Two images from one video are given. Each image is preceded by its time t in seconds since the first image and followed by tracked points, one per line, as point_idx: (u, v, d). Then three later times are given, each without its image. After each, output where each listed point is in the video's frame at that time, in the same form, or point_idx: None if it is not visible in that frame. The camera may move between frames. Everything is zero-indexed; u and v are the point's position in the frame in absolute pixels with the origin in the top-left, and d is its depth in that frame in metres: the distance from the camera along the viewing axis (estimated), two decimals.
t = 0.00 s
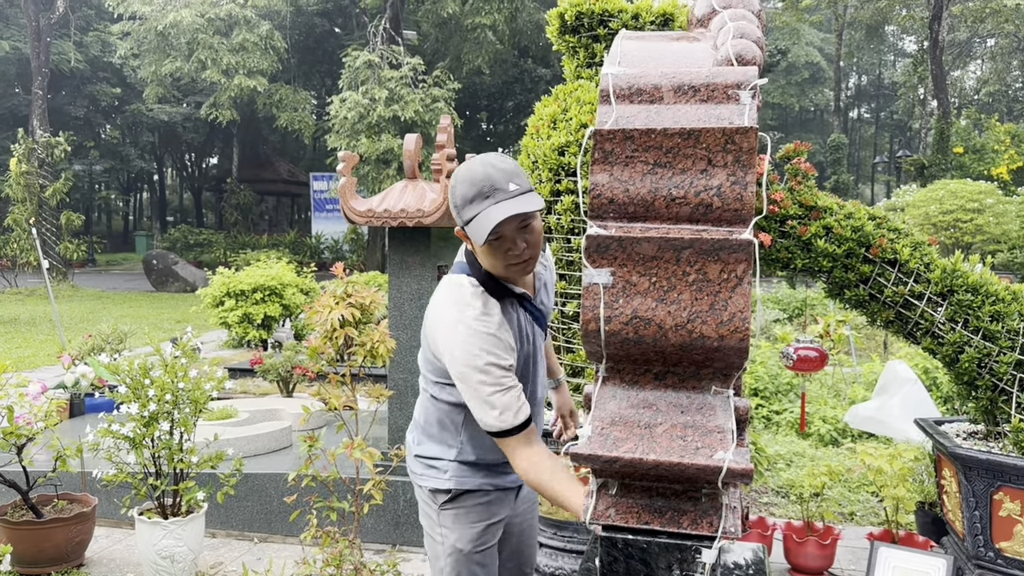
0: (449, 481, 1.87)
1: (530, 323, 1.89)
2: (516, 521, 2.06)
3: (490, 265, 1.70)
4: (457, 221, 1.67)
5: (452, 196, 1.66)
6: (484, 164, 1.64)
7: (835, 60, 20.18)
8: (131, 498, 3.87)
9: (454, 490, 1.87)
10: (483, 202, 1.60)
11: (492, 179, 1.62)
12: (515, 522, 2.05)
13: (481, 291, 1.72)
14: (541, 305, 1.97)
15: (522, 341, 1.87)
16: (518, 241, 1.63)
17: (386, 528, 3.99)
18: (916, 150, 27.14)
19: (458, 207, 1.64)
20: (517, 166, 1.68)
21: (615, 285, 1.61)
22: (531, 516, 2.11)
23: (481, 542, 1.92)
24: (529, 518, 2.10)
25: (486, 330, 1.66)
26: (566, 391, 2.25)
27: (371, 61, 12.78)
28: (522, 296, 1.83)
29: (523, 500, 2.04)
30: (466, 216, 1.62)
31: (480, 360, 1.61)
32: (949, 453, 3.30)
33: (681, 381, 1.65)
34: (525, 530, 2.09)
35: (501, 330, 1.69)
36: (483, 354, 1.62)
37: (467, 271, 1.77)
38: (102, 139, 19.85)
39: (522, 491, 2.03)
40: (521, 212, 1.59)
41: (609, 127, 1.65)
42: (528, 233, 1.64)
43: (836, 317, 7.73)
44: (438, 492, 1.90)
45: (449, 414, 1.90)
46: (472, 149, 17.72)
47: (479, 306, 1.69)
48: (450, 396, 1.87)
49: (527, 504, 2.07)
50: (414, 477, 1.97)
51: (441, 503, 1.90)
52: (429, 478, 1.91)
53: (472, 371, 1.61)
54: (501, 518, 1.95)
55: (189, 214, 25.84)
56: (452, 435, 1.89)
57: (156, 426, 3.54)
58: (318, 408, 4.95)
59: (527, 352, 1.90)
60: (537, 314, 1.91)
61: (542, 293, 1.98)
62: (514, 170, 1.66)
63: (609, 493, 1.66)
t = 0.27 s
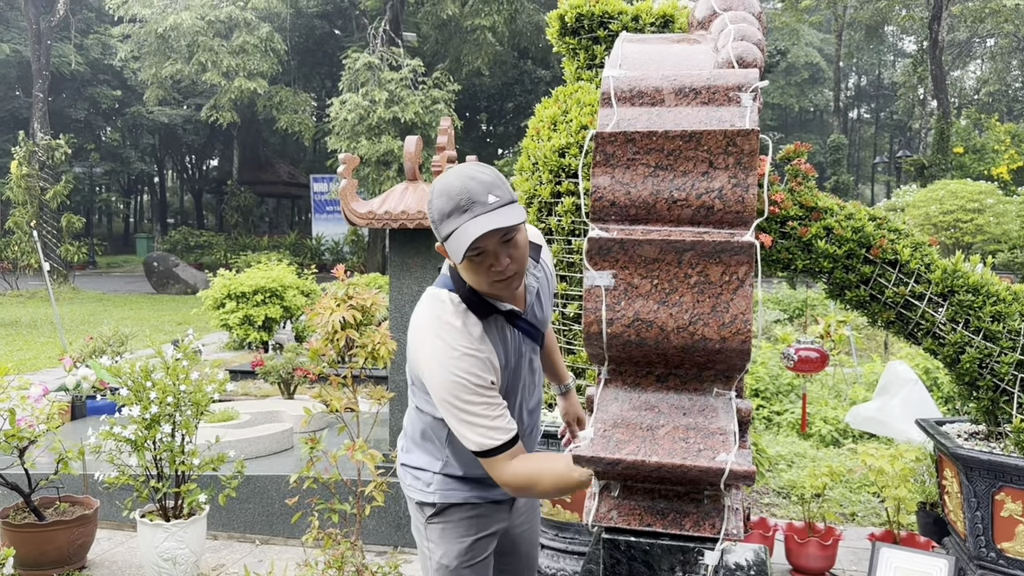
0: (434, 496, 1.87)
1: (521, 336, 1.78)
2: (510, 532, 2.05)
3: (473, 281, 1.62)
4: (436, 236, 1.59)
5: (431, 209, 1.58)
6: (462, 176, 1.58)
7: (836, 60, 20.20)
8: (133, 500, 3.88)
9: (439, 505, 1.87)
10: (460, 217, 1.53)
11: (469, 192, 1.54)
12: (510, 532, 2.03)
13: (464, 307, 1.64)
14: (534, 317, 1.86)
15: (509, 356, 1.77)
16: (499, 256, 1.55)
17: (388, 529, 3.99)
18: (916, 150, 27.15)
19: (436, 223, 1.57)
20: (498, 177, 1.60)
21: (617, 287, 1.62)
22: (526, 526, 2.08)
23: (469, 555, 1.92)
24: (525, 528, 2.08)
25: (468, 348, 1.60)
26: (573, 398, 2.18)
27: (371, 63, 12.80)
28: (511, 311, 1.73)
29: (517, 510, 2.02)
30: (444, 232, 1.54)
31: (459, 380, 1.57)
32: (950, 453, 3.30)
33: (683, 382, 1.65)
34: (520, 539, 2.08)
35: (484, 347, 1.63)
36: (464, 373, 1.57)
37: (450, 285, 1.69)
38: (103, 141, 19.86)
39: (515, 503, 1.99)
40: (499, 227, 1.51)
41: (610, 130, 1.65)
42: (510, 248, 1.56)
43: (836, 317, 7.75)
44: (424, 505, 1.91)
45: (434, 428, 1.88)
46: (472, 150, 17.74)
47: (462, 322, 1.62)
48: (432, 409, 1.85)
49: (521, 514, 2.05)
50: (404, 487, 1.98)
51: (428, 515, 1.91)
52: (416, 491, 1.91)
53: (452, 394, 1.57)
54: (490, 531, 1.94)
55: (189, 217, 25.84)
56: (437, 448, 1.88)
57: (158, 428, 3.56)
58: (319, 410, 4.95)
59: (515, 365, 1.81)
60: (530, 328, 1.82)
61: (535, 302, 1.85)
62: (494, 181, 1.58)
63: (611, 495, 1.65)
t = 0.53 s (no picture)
0: (439, 506, 1.86)
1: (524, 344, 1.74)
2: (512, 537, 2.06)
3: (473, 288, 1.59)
4: (431, 243, 1.56)
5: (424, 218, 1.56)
6: (454, 178, 1.56)
7: (836, 61, 20.20)
8: (136, 503, 3.88)
9: (444, 514, 1.87)
10: (458, 218, 1.51)
11: (465, 192, 1.53)
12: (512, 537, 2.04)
13: (464, 315, 1.59)
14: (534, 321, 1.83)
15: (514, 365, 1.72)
16: (498, 254, 1.54)
17: (390, 531, 3.99)
18: (917, 150, 27.15)
19: (431, 227, 1.54)
20: (490, 179, 1.59)
21: (621, 290, 1.60)
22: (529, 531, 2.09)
23: (474, 563, 1.92)
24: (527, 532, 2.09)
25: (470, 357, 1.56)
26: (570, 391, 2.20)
27: (372, 65, 12.81)
28: (511, 318, 1.69)
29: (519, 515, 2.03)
30: (442, 236, 1.52)
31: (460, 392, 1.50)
32: (953, 454, 3.30)
33: (687, 385, 1.64)
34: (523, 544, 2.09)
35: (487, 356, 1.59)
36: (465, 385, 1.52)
37: (447, 291, 1.64)
38: (103, 144, 19.88)
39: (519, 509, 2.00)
40: (500, 222, 1.51)
41: (614, 132, 1.64)
42: (506, 244, 1.55)
43: (838, 318, 7.75)
44: (429, 514, 1.90)
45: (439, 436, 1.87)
46: (473, 152, 17.75)
47: (460, 330, 1.58)
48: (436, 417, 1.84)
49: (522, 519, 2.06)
50: (406, 496, 1.97)
51: (432, 524, 1.90)
52: (420, 500, 1.90)
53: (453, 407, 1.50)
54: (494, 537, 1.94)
55: (190, 219, 25.87)
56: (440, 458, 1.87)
57: (161, 431, 3.56)
58: (322, 412, 4.96)
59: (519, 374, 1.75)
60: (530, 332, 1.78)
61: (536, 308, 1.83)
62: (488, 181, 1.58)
63: (615, 497, 1.64)
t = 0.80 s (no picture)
0: (437, 511, 1.84)
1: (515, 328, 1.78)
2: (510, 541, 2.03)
3: (466, 260, 1.62)
4: (426, 215, 1.60)
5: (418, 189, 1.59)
6: (448, 150, 1.61)
7: (835, 61, 20.22)
8: (136, 506, 3.88)
9: (443, 520, 1.84)
10: (453, 184, 1.56)
11: (457, 159, 1.58)
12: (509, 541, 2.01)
13: (456, 296, 1.64)
14: (525, 309, 1.86)
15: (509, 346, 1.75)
16: (491, 219, 1.58)
17: (390, 533, 3.99)
18: (917, 150, 27.18)
19: (426, 197, 1.58)
20: (483, 150, 1.65)
21: (620, 292, 1.46)
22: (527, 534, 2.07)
23: (473, 568, 1.90)
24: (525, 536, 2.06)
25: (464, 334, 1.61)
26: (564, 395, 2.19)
27: (371, 67, 12.82)
28: (501, 300, 1.74)
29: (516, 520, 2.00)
30: (437, 204, 1.56)
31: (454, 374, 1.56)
32: (954, 454, 3.30)
33: (689, 386, 1.49)
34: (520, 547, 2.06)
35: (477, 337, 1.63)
36: (458, 367, 1.56)
37: (440, 275, 1.68)
38: (104, 146, 19.91)
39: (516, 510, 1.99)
40: (495, 184, 1.57)
41: (613, 133, 1.49)
42: (500, 210, 1.59)
43: (838, 319, 7.76)
44: (427, 520, 1.87)
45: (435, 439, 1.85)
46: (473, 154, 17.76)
47: (452, 314, 1.61)
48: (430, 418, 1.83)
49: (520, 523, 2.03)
50: (403, 502, 1.95)
51: (430, 531, 1.88)
52: (418, 506, 1.88)
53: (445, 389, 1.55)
54: (492, 541, 1.92)
55: (191, 221, 25.91)
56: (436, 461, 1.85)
57: (161, 433, 3.56)
58: (322, 414, 4.96)
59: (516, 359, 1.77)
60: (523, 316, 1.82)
61: (527, 293, 1.87)
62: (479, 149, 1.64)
63: (615, 498, 1.50)
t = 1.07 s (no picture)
0: (448, 514, 1.85)
1: (508, 306, 1.88)
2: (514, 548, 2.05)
3: (466, 227, 1.73)
4: (432, 178, 1.69)
5: (422, 153, 1.69)
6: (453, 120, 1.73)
7: (836, 63, 20.21)
8: (136, 509, 3.88)
9: (453, 523, 1.85)
10: (462, 148, 1.67)
11: (464, 125, 1.70)
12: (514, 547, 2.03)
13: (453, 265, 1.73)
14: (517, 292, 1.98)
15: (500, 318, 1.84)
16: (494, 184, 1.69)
17: (390, 535, 3.98)
18: (917, 152, 27.18)
19: (432, 160, 1.68)
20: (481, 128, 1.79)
21: (619, 293, 1.40)
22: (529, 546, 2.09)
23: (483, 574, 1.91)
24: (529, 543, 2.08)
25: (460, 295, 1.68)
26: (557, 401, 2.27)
27: (371, 69, 12.83)
28: (494, 274, 1.85)
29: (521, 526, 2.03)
30: (444, 166, 1.66)
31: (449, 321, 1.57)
32: (954, 455, 3.29)
33: (687, 388, 1.45)
34: (524, 555, 2.08)
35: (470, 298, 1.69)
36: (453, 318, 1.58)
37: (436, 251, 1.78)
38: (104, 149, 19.92)
39: (521, 519, 2.03)
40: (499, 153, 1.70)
41: (611, 134, 1.49)
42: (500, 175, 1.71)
43: (839, 320, 7.75)
44: (437, 526, 1.87)
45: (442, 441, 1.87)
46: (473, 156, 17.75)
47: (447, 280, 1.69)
48: (442, 420, 1.86)
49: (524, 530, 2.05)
50: (409, 510, 1.94)
51: (440, 537, 1.88)
52: (426, 510, 1.87)
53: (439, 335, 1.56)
54: (500, 546, 1.93)
55: (191, 224, 25.91)
56: (445, 463, 1.86)
57: (161, 436, 3.55)
58: (322, 416, 4.96)
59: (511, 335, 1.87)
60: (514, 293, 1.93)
61: (517, 278, 2.00)
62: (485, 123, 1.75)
63: (614, 500, 1.50)
